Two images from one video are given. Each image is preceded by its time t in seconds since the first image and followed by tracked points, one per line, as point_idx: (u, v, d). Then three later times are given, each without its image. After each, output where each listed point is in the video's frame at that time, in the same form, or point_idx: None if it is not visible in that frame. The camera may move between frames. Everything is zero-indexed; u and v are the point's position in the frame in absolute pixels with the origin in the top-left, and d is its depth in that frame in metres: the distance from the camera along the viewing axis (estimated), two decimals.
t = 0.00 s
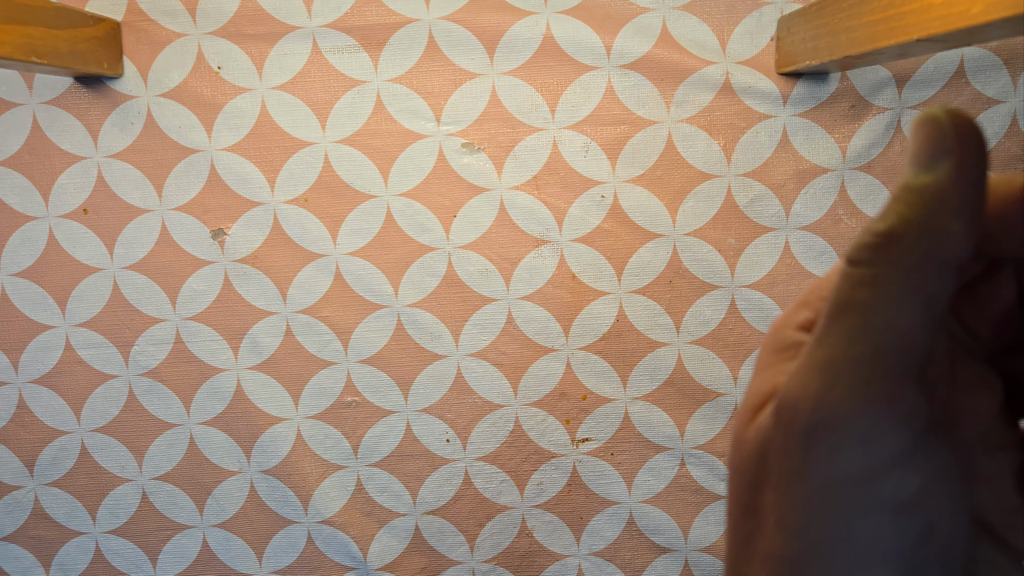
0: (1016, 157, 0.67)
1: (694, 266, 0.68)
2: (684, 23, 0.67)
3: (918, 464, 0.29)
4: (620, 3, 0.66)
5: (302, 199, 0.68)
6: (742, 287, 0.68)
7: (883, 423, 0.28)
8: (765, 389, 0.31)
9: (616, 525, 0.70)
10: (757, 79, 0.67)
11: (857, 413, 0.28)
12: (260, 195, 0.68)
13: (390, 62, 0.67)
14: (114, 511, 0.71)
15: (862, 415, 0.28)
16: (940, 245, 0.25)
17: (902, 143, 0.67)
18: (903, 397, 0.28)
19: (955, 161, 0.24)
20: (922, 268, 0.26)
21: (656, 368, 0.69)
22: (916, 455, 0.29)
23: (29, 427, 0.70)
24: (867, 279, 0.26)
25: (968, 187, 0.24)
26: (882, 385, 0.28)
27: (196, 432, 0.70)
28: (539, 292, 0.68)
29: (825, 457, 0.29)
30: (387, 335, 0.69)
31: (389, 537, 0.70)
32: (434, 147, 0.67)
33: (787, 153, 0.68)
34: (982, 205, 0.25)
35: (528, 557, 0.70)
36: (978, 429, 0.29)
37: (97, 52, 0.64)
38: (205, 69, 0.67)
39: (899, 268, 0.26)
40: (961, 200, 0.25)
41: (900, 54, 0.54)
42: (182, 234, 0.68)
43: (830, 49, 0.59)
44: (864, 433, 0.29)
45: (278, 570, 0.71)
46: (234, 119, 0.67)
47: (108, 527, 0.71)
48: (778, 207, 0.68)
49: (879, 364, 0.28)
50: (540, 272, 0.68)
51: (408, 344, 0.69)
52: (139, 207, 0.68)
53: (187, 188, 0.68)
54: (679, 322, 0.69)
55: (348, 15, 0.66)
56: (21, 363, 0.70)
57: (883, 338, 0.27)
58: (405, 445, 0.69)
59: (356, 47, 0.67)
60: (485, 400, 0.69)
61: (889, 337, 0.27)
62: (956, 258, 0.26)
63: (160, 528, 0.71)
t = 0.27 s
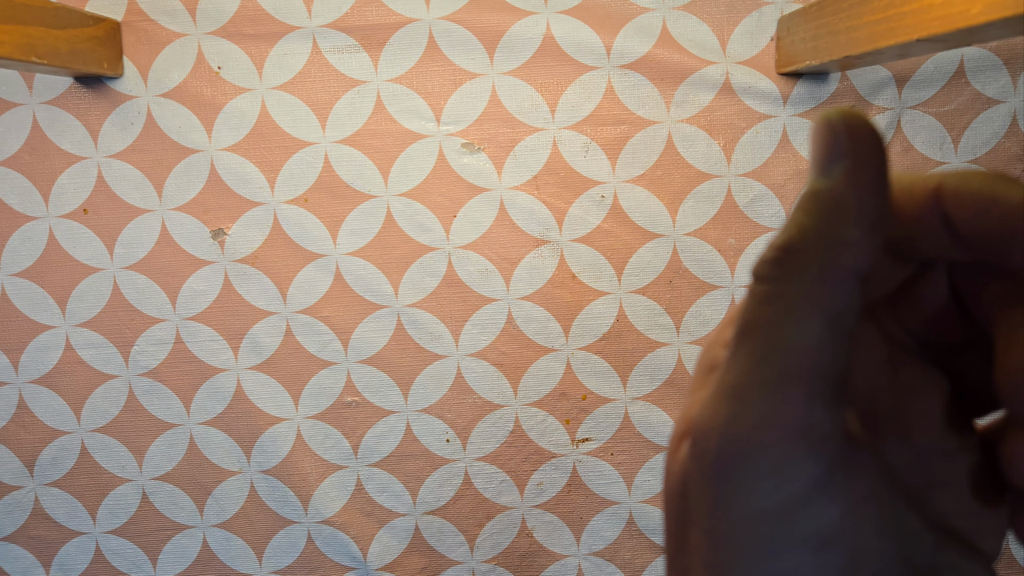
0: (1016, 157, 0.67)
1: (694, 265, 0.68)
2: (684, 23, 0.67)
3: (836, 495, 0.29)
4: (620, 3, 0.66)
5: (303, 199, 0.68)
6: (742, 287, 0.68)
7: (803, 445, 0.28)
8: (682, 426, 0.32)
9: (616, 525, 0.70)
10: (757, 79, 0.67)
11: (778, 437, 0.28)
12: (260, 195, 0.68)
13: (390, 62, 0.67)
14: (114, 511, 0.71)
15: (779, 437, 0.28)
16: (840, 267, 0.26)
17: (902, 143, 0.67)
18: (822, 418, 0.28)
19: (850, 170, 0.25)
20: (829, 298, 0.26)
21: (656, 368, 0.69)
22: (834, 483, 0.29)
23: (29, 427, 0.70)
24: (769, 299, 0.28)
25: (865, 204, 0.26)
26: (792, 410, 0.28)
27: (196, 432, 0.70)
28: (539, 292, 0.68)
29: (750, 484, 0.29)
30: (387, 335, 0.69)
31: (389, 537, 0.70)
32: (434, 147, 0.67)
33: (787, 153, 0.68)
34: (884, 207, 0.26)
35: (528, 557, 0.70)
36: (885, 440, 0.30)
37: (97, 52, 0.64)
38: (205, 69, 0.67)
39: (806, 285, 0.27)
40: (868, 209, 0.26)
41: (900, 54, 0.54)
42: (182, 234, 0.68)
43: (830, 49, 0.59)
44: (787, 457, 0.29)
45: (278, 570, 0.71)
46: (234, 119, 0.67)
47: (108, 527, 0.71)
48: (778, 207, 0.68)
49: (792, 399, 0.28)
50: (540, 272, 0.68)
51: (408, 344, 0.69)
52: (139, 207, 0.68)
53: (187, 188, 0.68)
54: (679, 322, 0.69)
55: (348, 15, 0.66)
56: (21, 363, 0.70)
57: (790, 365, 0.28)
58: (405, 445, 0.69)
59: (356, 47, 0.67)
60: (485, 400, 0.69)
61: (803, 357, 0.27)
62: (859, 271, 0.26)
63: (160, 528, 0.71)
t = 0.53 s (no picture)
0: (1016, 157, 0.67)
1: (694, 265, 0.68)
2: (684, 23, 0.67)
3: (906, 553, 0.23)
4: (620, 3, 0.66)
5: (303, 199, 0.68)
6: (742, 287, 0.68)
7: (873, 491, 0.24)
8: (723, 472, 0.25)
9: (616, 525, 0.70)
10: (757, 79, 0.67)
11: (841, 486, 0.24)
12: (260, 195, 0.68)
13: (391, 62, 0.67)
14: (114, 511, 0.71)
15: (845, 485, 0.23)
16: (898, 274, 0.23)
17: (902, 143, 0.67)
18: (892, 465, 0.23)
19: (907, 186, 0.22)
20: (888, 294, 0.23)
21: (656, 368, 0.69)
22: (898, 550, 0.23)
23: (29, 426, 0.70)
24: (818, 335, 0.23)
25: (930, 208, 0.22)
26: (845, 458, 0.24)
27: (196, 432, 0.70)
28: (539, 292, 0.68)
29: (805, 544, 0.24)
30: (387, 335, 0.69)
31: (389, 537, 0.70)
32: (434, 147, 0.67)
33: (787, 153, 0.68)
34: (950, 229, 0.23)
35: (528, 557, 0.70)
36: (996, 494, 0.23)
37: (97, 52, 0.64)
38: (205, 69, 0.67)
39: (864, 313, 0.23)
40: (925, 226, 0.22)
41: (900, 54, 0.54)
42: (182, 234, 0.68)
43: (830, 49, 0.59)
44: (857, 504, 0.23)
45: (279, 570, 0.71)
46: (234, 119, 0.67)
47: (108, 527, 0.71)
48: (778, 207, 0.68)
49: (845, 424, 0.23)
50: (540, 272, 0.68)
51: (408, 344, 0.69)
52: (139, 207, 0.68)
53: (187, 188, 0.68)
54: (679, 322, 0.68)
55: (348, 15, 0.66)
56: (21, 363, 0.70)
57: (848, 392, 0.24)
58: (406, 445, 0.69)
59: (356, 47, 0.67)
60: (485, 399, 0.69)
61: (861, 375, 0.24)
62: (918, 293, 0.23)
63: (160, 528, 0.71)
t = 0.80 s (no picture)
0: (1015, 157, 0.67)
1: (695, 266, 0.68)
2: (684, 23, 0.67)
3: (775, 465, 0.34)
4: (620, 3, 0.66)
5: (303, 199, 0.68)
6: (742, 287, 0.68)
7: None
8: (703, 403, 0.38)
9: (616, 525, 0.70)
10: (757, 79, 0.67)
11: None
12: (260, 194, 0.68)
13: (391, 62, 0.67)
14: (114, 511, 0.71)
15: None
16: (661, 346, 0.15)
17: (902, 143, 0.67)
18: None
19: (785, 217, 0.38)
20: (971, 430, 0.14)
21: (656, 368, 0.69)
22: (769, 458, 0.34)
23: (30, 427, 0.70)
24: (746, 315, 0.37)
25: (744, 219, 0.15)
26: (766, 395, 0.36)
27: (196, 432, 0.70)
28: (539, 292, 0.68)
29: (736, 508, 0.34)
30: (388, 335, 0.69)
31: (389, 537, 0.70)
32: (434, 147, 0.67)
33: (787, 153, 0.68)
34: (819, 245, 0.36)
35: (528, 557, 0.70)
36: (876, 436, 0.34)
37: (97, 52, 0.64)
38: (205, 69, 0.67)
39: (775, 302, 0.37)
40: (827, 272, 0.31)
41: (900, 54, 0.54)
42: (182, 234, 0.68)
43: (830, 49, 0.59)
44: None
45: (279, 570, 0.71)
46: (234, 119, 0.67)
47: (108, 527, 0.71)
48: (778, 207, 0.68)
49: (651, 494, 0.15)
50: (540, 272, 0.68)
51: (408, 344, 0.69)
52: (139, 207, 0.68)
53: (188, 188, 0.68)
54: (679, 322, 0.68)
55: (348, 15, 0.66)
56: (21, 363, 0.70)
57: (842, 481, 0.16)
58: (406, 445, 0.70)
59: (356, 47, 0.67)
60: (486, 399, 0.69)
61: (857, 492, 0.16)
62: (707, 345, 0.14)
63: (161, 527, 0.71)
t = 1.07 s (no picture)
0: None
1: (701, 264, 0.66)
2: (691, 13, 0.64)
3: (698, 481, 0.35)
4: None
5: (295, 196, 0.65)
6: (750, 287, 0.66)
7: (669, 517, 0.34)
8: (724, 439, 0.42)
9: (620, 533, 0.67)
10: (765, 72, 0.64)
11: (619, 479, 0.34)
12: (251, 191, 0.66)
13: (386, 53, 0.64)
14: (102, 517, 0.69)
15: (637, 488, 0.34)
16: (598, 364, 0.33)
17: (915, 139, 0.65)
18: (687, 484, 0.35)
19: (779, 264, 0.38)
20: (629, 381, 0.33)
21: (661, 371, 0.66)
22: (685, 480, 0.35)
23: (15, 431, 0.68)
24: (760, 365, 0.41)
25: (656, 277, 0.33)
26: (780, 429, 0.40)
27: (186, 436, 0.68)
28: (540, 292, 0.66)
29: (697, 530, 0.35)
30: (384, 336, 0.66)
31: (385, 545, 0.68)
32: (432, 142, 0.65)
33: (798, 148, 0.65)
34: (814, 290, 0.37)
35: (528, 567, 0.68)
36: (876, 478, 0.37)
37: (85, 45, 0.62)
38: (195, 61, 0.65)
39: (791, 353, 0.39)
40: (808, 319, 0.37)
41: (911, 47, 0.53)
42: (171, 231, 0.66)
43: (841, 40, 0.57)
44: (657, 523, 0.34)
45: None
46: (224, 113, 0.65)
47: (96, 534, 0.69)
48: (788, 204, 0.65)
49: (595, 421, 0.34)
50: (541, 271, 0.66)
51: (405, 346, 0.66)
52: (127, 204, 0.66)
53: (177, 185, 0.66)
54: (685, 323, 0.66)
55: (342, 5, 0.64)
56: (6, 365, 0.67)
57: (626, 400, 0.33)
58: (402, 450, 0.67)
59: (351, 38, 0.64)
60: (484, 403, 0.67)
61: (645, 398, 0.33)
62: (627, 372, 0.33)
63: (150, 535, 0.69)
